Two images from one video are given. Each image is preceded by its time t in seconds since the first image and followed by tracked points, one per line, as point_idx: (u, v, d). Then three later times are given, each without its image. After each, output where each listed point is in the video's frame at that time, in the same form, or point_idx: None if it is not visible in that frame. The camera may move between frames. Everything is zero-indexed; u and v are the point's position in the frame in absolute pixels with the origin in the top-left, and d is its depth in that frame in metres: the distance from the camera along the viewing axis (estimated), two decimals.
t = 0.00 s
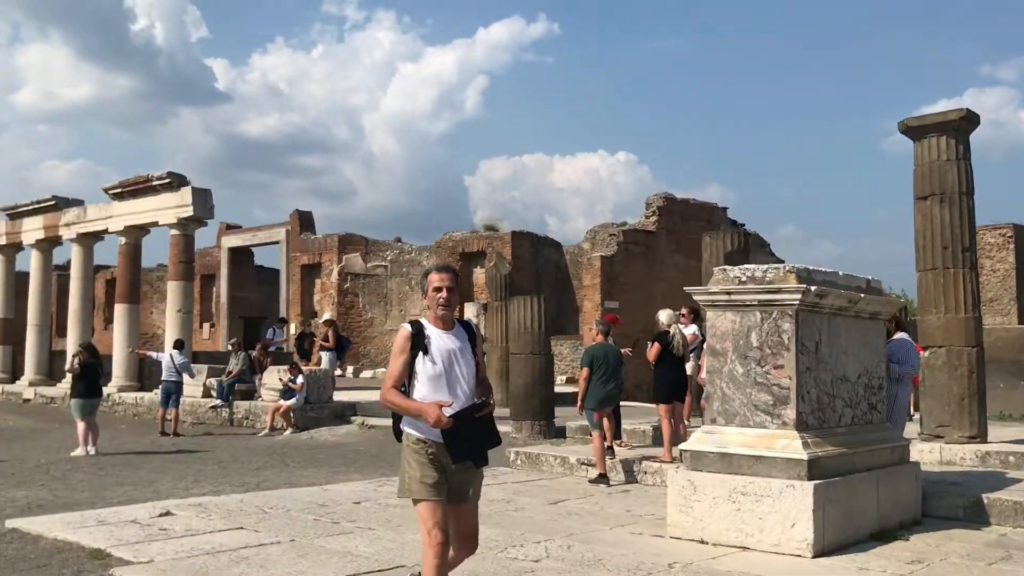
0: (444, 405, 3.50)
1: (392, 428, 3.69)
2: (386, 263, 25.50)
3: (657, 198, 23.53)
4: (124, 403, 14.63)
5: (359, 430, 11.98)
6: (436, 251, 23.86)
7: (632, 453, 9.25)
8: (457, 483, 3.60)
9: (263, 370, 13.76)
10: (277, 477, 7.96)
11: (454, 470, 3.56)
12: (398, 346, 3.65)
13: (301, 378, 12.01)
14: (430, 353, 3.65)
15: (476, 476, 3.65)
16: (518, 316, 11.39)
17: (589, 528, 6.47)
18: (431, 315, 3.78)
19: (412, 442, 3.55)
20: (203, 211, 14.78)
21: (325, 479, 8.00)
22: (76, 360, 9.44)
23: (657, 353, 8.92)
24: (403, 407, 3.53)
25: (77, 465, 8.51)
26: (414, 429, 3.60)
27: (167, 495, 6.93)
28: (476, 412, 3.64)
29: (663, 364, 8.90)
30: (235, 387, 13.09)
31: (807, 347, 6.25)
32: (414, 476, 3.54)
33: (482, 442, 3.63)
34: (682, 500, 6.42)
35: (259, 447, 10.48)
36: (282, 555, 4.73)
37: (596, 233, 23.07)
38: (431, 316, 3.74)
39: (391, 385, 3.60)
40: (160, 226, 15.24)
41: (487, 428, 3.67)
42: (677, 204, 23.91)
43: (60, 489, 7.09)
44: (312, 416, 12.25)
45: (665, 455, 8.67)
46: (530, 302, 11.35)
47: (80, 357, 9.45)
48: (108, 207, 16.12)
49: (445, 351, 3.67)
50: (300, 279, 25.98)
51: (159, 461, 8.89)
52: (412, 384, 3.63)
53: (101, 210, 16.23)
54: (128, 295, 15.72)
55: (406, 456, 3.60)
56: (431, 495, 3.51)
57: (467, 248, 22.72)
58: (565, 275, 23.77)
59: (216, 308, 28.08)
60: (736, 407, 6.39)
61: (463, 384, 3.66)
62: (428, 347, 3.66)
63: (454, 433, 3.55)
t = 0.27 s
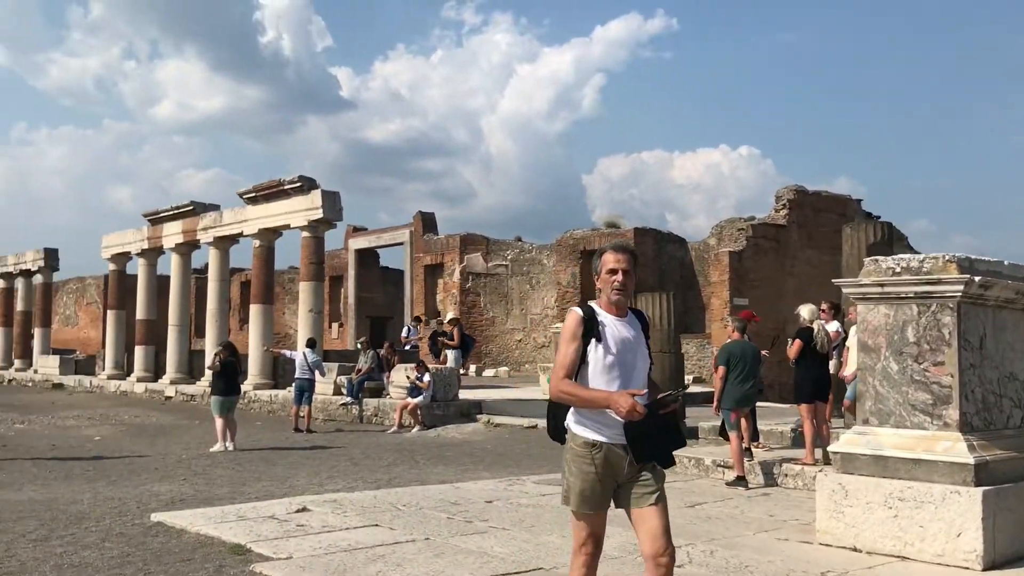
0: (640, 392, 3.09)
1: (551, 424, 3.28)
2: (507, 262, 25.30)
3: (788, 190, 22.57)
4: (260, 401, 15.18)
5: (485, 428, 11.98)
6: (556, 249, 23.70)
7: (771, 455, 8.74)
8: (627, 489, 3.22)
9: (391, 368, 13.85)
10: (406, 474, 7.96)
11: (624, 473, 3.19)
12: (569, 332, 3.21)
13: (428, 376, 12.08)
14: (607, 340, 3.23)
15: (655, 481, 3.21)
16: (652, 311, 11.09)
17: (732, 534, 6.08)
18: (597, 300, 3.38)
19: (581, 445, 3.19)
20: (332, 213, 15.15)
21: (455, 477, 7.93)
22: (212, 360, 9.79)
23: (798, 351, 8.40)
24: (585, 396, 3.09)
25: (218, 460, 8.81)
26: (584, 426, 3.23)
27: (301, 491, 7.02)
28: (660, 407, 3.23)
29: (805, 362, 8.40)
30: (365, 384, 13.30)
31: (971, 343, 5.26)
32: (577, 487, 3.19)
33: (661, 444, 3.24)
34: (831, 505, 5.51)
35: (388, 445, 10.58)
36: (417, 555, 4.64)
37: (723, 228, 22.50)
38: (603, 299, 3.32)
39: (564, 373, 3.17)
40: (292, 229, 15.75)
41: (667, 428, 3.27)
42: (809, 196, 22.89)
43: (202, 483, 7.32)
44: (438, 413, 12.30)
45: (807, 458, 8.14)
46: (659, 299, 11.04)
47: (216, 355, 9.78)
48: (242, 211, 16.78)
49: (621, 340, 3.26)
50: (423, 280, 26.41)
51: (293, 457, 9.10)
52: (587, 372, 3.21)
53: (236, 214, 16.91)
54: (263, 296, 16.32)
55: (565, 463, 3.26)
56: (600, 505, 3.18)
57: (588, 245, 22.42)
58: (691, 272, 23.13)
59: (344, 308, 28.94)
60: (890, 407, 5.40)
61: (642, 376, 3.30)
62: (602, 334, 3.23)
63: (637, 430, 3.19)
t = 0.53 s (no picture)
0: (819, 416, 2.74)
1: (716, 447, 3.04)
2: (590, 261, 24.94)
3: (884, 183, 21.54)
4: (346, 401, 15.28)
5: (572, 430, 11.72)
6: (641, 248, 23.16)
7: (881, 462, 8.17)
8: (800, 527, 2.90)
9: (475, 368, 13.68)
10: (493, 477, 7.77)
11: (797, 510, 2.87)
12: (737, 337, 2.94)
13: (514, 377, 11.87)
14: (782, 348, 2.90)
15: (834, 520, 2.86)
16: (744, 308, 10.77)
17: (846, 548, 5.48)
18: (778, 303, 3.08)
19: (745, 478, 2.88)
20: (416, 213, 15.13)
21: (545, 481, 7.69)
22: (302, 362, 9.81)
23: (910, 351, 7.82)
24: (754, 416, 2.80)
25: (306, 461, 8.81)
26: (751, 450, 2.92)
27: (389, 493, 6.89)
28: (843, 437, 2.83)
29: (916, 362, 7.79)
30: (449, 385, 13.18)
31: None
32: (742, 522, 2.93)
33: (844, 477, 2.86)
34: (955, 519, 4.73)
35: (474, 446, 10.43)
36: (513, 564, 4.42)
37: (815, 223, 21.65)
38: (781, 304, 3.01)
39: (731, 386, 2.89)
40: (377, 229, 15.80)
41: (853, 459, 2.88)
42: (908, 188, 21.78)
43: (290, 484, 7.29)
44: (525, 414, 12.07)
45: (920, 466, 7.61)
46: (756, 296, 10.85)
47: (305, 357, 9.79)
48: (327, 213, 16.94)
49: (801, 350, 2.92)
50: (505, 280, 26.29)
51: (381, 458, 9.02)
52: (756, 385, 2.90)
53: (321, 216, 17.08)
54: (350, 297, 16.44)
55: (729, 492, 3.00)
56: (768, 543, 2.90)
57: (674, 243, 21.92)
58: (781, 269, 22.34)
59: (426, 308, 29.10)
60: None
61: (824, 395, 2.94)
62: (776, 340, 2.91)
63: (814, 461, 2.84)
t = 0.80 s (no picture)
0: (968, 415, 2.31)
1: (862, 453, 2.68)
2: (634, 261, 24.64)
3: (937, 179, 20.90)
4: (389, 401, 15.22)
5: (618, 432, 11.48)
6: (686, 247, 22.75)
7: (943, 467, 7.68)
8: (967, 547, 2.52)
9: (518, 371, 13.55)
10: (540, 482, 7.59)
11: (961, 531, 2.47)
12: (879, 326, 2.57)
13: (559, 378, 11.66)
14: (933, 338, 2.49)
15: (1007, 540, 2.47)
16: (792, 314, 10.05)
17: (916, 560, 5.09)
18: (937, 281, 2.64)
19: (894, 488, 2.48)
20: (459, 213, 15.01)
21: (594, 486, 7.49)
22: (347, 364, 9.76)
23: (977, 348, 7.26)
24: (890, 412, 2.45)
25: (351, 464, 8.72)
26: (900, 459, 2.54)
27: (435, 498, 6.75)
28: None
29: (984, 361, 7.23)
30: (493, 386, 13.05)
31: None
32: (899, 540, 2.53)
33: None
34: None
35: (519, 449, 10.26)
36: (566, 575, 4.24)
37: (864, 221, 21.08)
38: (936, 283, 2.59)
39: (870, 381, 2.54)
40: (420, 230, 15.73)
41: None
42: (961, 185, 21.12)
43: (335, 488, 7.20)
44: (571, 417, 11.87)
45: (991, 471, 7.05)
46: (805, 297, 9.96)
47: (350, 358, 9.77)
48: (371, 213, 16.91)
49: (959, 339, 2.48)
50: (548, 280, 26.09)
51: (426, 461, 8.91)
52: (901, 382, 2.53)
53: (364, 216, 17.07)
54: (393, 297, 16.37)
55: (884, 504, 2.60)
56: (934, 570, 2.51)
57: (720, 242, 21.50)
58: (829, 268, 21.79)
59: (468, 309, 29.02)
60: None
61: (992, 390, 2.48)
62: (926, 328, 2.51)
63: (981, 470, 2.38)
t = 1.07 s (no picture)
0: None
1: (1000, 472, 2.67)
2: (656, 259, 24.37)
3: (966, 175, 20.47)
4: (409, 401, 15.08)
5: (642, 433, 11.25)
6: (708, 245, 22.44)
7: (983, 467, 7.23)
8: None
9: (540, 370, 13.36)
10: (564, 484, 7.39)
11: None
12: None
13: (581, 378, 11.45)
14: None
15: None
16: (821, 312, 9.78)
17: (962, 566, 4.78)
18: None
19: None
20: (479, 211, 14.84)
21: (620, 488, 7.27)
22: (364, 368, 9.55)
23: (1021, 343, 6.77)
24: None
25: (371, 464, 8.57)
26: None
27: (457, 500, 6.56)
28: None
29: None
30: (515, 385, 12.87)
31: None
32: None
33: None
34: None
35: (541, 449, 10.06)
36: None
37: (890, 218, 20.69)
38: None
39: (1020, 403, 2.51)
40: (439, 228, 15.57)
41: None
42: (991, 181, 20.67)
43: (355, 489, 7.04)
44: (593, 417, 11.65)
45: None
46: (834, 295, 9.65)
47: (366, 363, 9.54)
48: (390, 212, 16.78)
49: None
50: (568, 279, 25.87)
51: (447, 462, 8.73)
52: None
53: (384, 215, 16.93)
54: (413, 296, 16.22)
55: None
56: None
57: (743, 240, 21.18)
58: (855, 266, 21.40)
59: (488, 308, 28.86)
60: None
61: None
62: None
63: None
